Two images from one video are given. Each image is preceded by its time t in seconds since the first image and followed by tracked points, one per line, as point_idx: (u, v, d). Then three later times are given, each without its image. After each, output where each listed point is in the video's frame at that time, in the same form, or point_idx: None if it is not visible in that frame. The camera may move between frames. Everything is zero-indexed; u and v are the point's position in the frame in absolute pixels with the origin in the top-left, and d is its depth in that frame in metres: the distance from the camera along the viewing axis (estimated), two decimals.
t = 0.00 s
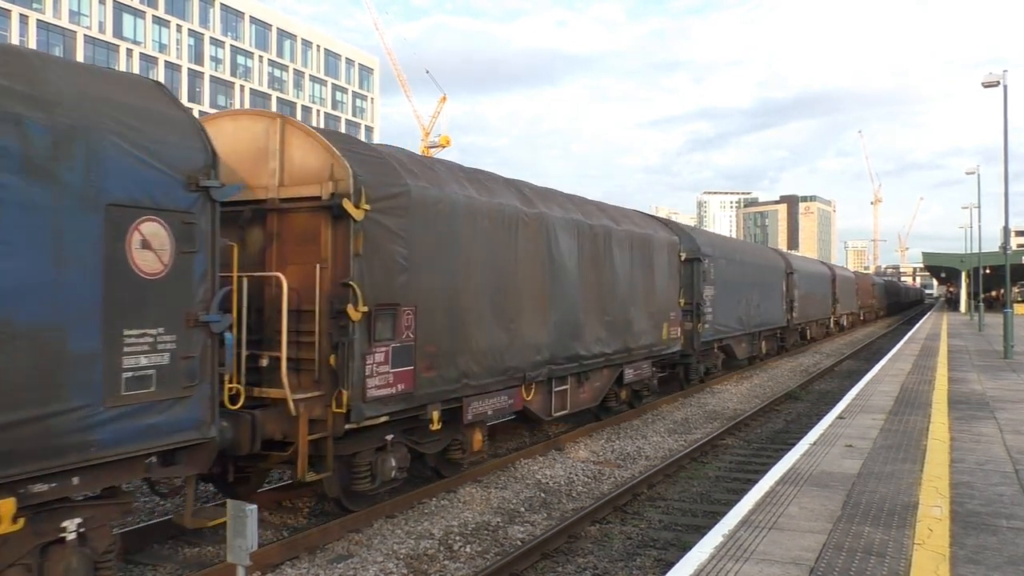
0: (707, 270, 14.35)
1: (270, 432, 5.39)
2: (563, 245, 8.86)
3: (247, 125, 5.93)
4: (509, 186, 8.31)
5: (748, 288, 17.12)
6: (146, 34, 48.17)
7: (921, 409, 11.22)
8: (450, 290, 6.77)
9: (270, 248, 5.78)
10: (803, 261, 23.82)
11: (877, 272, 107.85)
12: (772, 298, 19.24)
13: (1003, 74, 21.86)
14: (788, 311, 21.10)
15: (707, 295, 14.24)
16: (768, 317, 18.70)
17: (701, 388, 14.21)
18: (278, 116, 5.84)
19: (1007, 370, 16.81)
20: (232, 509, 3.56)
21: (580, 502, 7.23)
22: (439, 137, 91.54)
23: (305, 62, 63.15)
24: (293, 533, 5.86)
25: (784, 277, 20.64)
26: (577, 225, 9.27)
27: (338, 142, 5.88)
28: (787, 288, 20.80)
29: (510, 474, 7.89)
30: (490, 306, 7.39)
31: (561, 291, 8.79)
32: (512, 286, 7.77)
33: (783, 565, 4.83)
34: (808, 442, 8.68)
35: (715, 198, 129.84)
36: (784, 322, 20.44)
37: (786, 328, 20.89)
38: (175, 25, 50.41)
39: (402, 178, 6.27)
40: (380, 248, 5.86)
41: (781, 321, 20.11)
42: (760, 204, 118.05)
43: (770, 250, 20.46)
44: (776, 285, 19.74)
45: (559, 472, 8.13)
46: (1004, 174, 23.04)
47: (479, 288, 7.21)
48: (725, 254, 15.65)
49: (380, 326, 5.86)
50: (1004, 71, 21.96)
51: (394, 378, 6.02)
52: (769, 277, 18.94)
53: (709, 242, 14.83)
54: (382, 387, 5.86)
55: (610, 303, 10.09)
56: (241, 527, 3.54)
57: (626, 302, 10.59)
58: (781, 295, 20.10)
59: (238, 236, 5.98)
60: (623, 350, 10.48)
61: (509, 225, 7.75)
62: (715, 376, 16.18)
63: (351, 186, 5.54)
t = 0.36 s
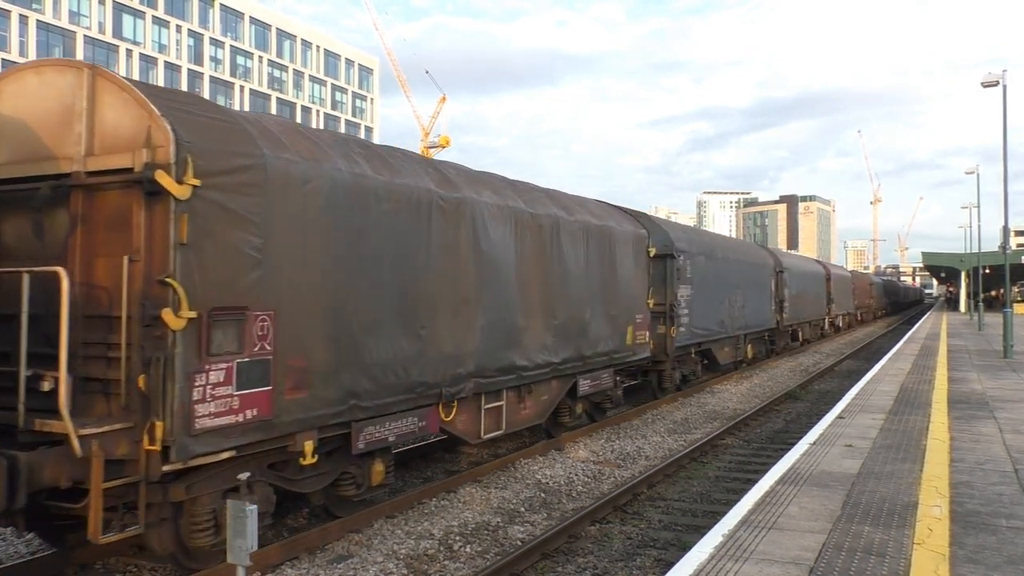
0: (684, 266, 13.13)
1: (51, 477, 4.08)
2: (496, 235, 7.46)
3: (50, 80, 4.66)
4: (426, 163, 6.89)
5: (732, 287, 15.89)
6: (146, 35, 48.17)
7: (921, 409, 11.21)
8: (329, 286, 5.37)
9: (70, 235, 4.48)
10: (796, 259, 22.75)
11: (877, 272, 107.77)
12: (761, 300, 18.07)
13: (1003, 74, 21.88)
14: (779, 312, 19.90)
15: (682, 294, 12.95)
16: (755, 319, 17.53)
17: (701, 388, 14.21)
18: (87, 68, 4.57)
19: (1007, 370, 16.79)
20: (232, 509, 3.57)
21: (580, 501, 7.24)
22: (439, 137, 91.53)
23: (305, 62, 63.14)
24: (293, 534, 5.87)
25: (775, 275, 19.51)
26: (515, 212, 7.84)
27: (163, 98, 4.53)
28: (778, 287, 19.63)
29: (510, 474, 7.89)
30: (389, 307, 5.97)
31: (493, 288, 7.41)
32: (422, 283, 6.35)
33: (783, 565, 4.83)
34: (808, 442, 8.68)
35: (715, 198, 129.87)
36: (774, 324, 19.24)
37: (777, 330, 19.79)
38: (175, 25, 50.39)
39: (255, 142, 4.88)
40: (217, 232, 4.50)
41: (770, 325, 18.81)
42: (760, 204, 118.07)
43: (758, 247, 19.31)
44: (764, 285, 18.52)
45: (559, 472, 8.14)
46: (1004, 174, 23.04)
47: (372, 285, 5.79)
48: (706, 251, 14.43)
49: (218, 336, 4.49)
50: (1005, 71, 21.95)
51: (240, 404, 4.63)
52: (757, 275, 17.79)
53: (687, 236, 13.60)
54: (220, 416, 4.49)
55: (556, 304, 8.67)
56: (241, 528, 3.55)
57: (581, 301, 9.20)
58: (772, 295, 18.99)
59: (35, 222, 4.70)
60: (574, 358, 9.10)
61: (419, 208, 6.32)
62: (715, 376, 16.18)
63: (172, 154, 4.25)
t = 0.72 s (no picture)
0: (657, 264, 11.53)
1: None
2: (398, 222, 5.87)
3: None
4: (303, 132, 5.36)
5: (714, 286, 14.39)
6: (146, 35, 48.21)
7: (921, 409, 11.22)
8: (125, 287, 3.80)
9: None
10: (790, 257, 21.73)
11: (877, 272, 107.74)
12: (746, 301, 16.61)
13: (1003, 74, 21.89)
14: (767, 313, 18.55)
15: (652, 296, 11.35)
16: (740, 320, 16.15)
17: (700, 388, 14.22)
18: None
19: (1007, 370, 16.79)
20: (232, 509, 3.56)
21: (579, 502, 7.24)
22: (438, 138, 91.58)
23: (305, 62, 63.16)
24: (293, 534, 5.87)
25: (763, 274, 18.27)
26: (426, 193, 6.22)
27: None
28: (767, 286, 18.41)
29: (510, 474, 7.89)
30: (230, 315, 4.42)
31: (399, 289, 5.86)
32: (282, 282, 4.80)
33: (783, 565, 4.83)
34: (808, 442, 8.68)
35: (715, 198, 129.88)
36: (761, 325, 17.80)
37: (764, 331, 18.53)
38: (175, 25, 50.40)
39: (5, 86, 3.44)
40: None
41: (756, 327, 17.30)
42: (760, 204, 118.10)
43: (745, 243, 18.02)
44: (750, 284, 17.07)
45: (559, 472, 8.14)
46: (1005, 174, 23.03)
47: (203, 287, 4.25)
48: (683, 247, 12.85)
49: None
50: (1004, 71, 21.95)
51: None
52: (742, 273, 16.40)
53: (660, 230, 12.00)
54: None
55: (485, 308, 7.05)
56: (241, 528, 3.54)
57: (518, 304, 7.59)
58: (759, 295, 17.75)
59: None
60: (509, 371, 7.49)
61: (277, 186, 4.78)
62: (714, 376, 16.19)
63: None
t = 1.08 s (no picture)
0: (619, 260, 10.08)
1: None
2: (246, 199, 4.59)
3: None
4: (105, 84, 4.10)
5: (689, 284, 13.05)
6: (146, 35, 48.22)
7: (920, 409, 11.23)
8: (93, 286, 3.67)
9: None
10: (782, 256, 20.94)
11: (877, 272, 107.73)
12: (727, 301, 15.28)
13: (1003, 74, 21.90)
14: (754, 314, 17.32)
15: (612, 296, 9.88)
16: (721, 322, 14.84)
17: (700, 388, 14.24)
18: None
19: (1006, 370, 16.81)
20: (231, 509, 3.56)
21: (579, 502, 7.24)
22: (438, 138, 91.60)
23: (305, 62, 63.18)
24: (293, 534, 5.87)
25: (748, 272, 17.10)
26: (286, 164, 4.91)
27: None
28: (755, 286, 17.31)
29: (509, 474, 7.90)
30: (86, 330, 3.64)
31: (244, 290, 4.54)
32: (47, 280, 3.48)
33: (783, 565, 4.84)
34: (808, 442, 8.69)
35: (715, 199, 130.00)
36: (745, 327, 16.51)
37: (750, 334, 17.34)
38: (174, 25, 50.35)
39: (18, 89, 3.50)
40: None
41: (738, 330, 15.95)
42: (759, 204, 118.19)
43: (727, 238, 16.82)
44: (733, 283, 15.75)
45: (558, 472, 8.15)
46: (1004, 174, 23.06)
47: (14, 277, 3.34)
48: (651, 242, 11.43)
49: None
50: (1004, 72, 21.99)
51: None
52: (724, 271, 15.10)
53: (624, 222, 10.59)
54: None
55: (383, 309, 5.76)
56: (241, 528, 3.54)
57: (427, 306, 6.26)
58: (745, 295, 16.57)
59: None
60: (418, 388, 6.20)
61: (38, 149, 3.49)
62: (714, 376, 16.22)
63: None
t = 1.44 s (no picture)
0: (567, 254, 8.76)
1: None
2: None
3: None
4: None
5: (662, 282, 11.79)
6: (146, 35, 48.23)
7: (921, 410, 11.21)
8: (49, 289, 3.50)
9: None
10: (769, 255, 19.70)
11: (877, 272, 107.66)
12: (706, 303, 14.01)
13: (1003, 74, 21.90)
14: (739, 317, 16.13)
15: (557, 298, 8.50)
16: (697, 325, 13.55)
17: (700, 389, 14.23)
18: None
19: (1007, 370, 16.78)
20: (232, 509, 3.57)
21: (580, 502, 7.24)
22: (438, 138, 91.59)
23: (306, 62, 63.17)
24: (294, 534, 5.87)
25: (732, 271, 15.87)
26: (48, 116, 3.56)
27: None
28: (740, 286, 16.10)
29: (509, 474, 7.90)
30: None
31: None
32: None
33: (784, 565, 4.83)
34: (808, 442, 8.68)
35: (715, 199, 129.96)
36: (727, 329, 15.22)
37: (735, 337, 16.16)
38: (174, 25, 50.31)
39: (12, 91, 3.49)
40: None
41: (717, 330, 14.62)
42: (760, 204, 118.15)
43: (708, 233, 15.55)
44: (714, 282, 14.46)
45: (559, 472, 8.14)
46: (1005, 174, 23.04)
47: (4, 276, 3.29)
48: (612, 235, 10.09)
49: None
50: (1005, 72, 21.98)
51: None
52: (703, 269, 13.83)
53: (577, 212, 9.27)
54: None
55: (217, 317, 4.38)
56: (241, 528, 3.54)
57: (287, 307, 4.89)
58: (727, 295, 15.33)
59: None
60: (277, 416, 4.84)
61: None
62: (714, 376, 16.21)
63: None
